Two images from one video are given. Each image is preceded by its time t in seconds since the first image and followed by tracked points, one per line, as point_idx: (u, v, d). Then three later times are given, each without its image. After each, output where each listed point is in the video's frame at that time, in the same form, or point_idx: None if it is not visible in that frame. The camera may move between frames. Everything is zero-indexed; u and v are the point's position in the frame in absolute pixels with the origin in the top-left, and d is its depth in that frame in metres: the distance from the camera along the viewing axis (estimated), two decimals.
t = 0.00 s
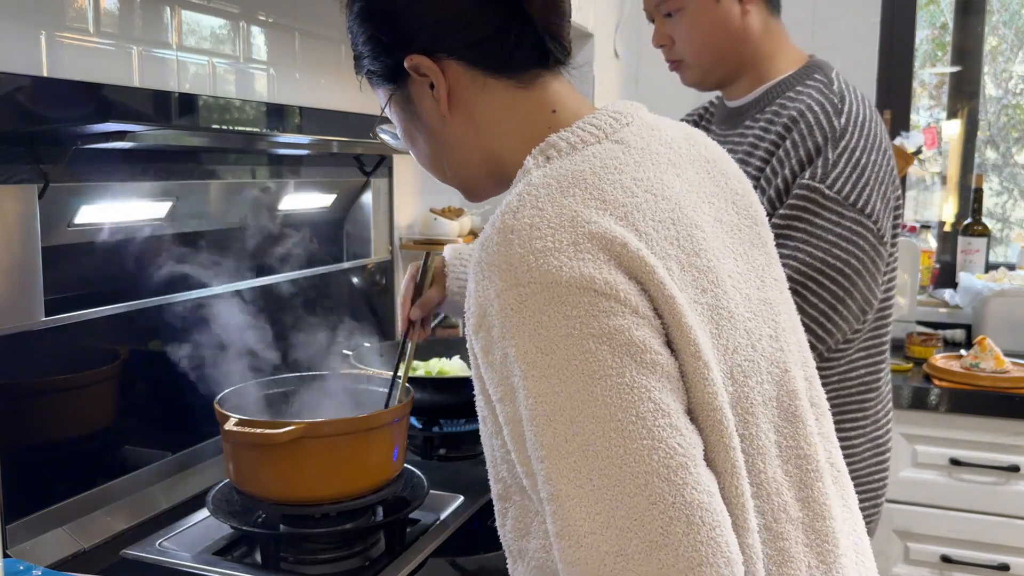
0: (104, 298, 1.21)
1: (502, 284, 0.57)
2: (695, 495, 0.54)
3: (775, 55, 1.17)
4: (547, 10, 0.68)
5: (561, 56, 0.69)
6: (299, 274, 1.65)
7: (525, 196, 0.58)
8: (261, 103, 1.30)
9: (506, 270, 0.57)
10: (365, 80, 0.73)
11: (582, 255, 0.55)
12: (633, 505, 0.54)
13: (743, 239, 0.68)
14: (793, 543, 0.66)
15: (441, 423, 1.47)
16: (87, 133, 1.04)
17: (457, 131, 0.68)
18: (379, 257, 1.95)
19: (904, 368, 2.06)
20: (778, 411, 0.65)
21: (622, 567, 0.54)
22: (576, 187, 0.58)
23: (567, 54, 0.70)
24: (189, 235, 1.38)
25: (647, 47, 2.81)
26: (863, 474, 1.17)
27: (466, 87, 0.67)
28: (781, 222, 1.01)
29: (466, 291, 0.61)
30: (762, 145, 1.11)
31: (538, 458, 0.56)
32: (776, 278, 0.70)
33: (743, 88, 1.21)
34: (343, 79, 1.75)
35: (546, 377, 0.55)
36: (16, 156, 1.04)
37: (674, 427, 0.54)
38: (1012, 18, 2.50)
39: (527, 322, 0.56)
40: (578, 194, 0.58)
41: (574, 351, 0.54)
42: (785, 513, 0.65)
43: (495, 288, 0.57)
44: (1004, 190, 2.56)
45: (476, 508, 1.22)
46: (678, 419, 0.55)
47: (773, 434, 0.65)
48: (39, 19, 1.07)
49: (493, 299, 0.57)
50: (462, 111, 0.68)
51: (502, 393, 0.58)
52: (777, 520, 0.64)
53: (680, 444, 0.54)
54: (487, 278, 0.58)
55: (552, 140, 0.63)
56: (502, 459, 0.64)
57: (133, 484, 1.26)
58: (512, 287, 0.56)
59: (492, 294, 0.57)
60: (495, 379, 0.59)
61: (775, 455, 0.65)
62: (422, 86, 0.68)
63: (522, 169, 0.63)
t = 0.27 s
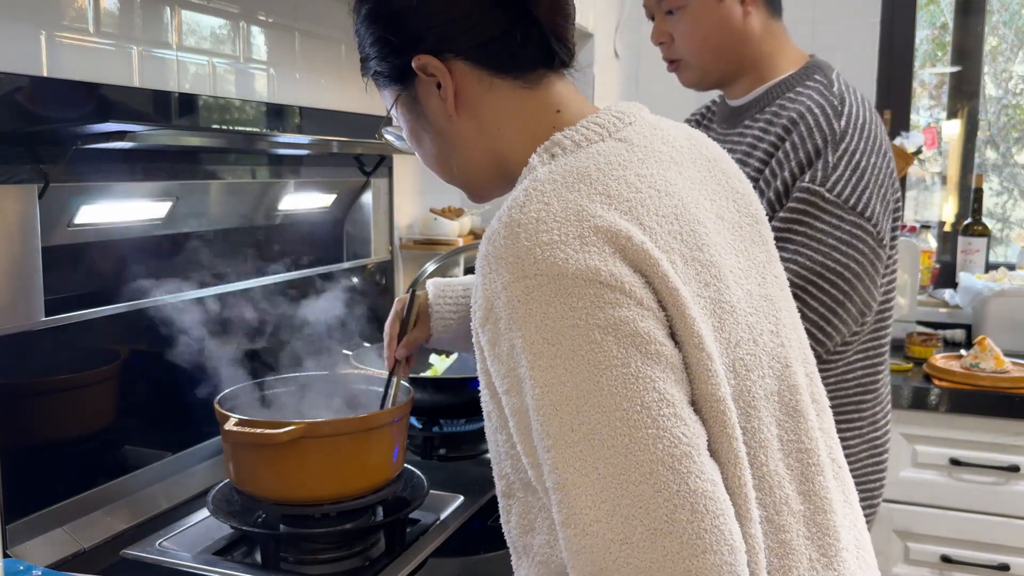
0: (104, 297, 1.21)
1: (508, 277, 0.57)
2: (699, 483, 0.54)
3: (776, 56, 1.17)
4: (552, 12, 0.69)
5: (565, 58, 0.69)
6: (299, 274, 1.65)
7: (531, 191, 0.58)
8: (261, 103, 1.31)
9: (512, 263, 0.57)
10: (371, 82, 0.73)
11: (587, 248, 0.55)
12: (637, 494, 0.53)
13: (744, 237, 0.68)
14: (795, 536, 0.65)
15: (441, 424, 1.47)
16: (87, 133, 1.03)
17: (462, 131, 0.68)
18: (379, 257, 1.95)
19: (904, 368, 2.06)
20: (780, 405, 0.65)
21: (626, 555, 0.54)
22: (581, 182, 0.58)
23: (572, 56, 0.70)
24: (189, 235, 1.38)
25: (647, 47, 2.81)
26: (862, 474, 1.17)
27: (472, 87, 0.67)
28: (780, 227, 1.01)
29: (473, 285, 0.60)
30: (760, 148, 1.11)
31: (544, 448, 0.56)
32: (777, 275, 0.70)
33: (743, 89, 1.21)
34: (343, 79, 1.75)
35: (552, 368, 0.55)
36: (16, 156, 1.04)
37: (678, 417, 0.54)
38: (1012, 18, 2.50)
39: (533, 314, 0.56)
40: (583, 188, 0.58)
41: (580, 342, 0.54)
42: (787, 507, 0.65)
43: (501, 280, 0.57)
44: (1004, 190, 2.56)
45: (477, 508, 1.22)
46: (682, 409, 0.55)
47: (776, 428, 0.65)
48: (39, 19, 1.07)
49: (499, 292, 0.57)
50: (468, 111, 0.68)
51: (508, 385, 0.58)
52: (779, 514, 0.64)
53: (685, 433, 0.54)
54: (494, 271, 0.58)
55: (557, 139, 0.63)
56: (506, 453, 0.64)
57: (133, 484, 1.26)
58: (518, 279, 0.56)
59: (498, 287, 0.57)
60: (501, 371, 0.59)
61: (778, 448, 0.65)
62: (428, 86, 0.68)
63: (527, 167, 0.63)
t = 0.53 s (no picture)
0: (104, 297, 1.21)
1: (507, 275, 0.57)
2: (696, 479, 0.54)
3: (770, 59, 1.18)
4: (551, 12, 0.69)
5: (565, 58, 0.69)
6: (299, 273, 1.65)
7: (531, 190, 0.58)
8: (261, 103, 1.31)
9: (511, 261, 0.57)
10: (372, 86, 0.73)
11: (586, 246, 0.55)
12: (635, 491, 0.54)
13: (743, 236, 0.68)
14: (796, 533, 0.65)
15: (441, 424, 1.47)
16: (87, 133, 1.04)
17: (464, 132, 0.68)
18: (379, 257, 1.95)
19: (904, 368, 2.06)
20: (780, 403, 0.65)
21: (623, 549, 0.55)
22: (580, 181, 0.58)
23: (571, 58, 0.70)
24: (188, 235, 1.38)
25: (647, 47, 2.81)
26: (862, 474, 1.17)
27: (473, 89, 0.67)
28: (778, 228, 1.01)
29: (473, 283, 0.60)
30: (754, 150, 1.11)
31: (543, 444, 0.56)
32: (776, 274, 0.70)
33: (735, 92, 1.22)
34: (343, 79, 1.75)
35: (551, 365, 0.55)
36: (16, 156, 1.03)
37: (675, 413, 0.54)
38: (1012, 18, 2.50)
39: (533, 312, 0.56)
40: (582, 187, 0.58)
41: (579, 340, 0.54)
42: (787, 504, 0.65)
43: (501, 278, 0.57)
44: (1004, 190, 2.56)
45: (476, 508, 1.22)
46: (680, 406, 0.55)
47: (776, 426, 0.65)
48: (40, 19, 1.07)
49: (499, 290, 0.57)
50: (469, 113, 0.68)
51: (508, 382, 0.58)
52: (779, 511, 0.64)
53: (682, 429, 0.54)
54: (493, 269, 0.58)
55: (557, 138, 0.63)
56: (507, 451, 0.64)
57: (134, 484, 1.26)
58: (518, 277, 0.56)
59: (498, 285, 0.57)
60: (501, 368, 0.59)
61: (778, 445, 0.65)
62: (430, 88, 0.68)
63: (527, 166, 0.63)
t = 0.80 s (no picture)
0: (104, 298, 1.21)
1: (506, 274, 0.57)
2: (694, 478, 0.54)
3: (775, 60, 1.17)
4: (552, 12, 0.69)
5: (565, 59, 0.69)
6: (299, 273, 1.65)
7: (530, 190, 0.58)
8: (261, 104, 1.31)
9: (510, 260, 0.57)
10: (374, 87, 0.73)
11: (584, 245, 0.55)
12: (635, 490, 0.54)
13: (743, 236, 0.68)
14: (796, 532, 0.65)
15: (441, 424, 1.47)
16: (87, 133, 1.04)
17: (464, 133, 0.68)
18: (378, 257, 1.95)
19: (903, 368, 2.06)
20: (780, 403, 0.65)
21: (620, 547, 0.55)
22: (579, 181, 0.58)
23: (571, 58, 0.70)
24: (188, 234, 1.38)
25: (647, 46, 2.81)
26: (862, 475, 1.17)
27: (473, 89, 0.67)
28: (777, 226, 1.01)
29: (472, 282, 0.61)
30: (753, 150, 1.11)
31: (542, 443, 0.56)
32: (776, 274, 0.70)
33: (739, 93, 1.21)
34: (343, 79, 1.75)
35: (549, 364, 0.55)
36: (15, 156, 1.03)
37: (673, 412, 0.54)
38: (1012, 18, 2.50)
39: (531, 311, 0.56)
40: (581, 187, 0.58)
41: (577, 339, 0.54)
42: (788, 504, 0.65)
43: (500, 277, 0.57)
44: (1004, 190, 2.56)
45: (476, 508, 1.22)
46: (677, 405, 0.55)
47: (776, 425, 0.65)
48: (40, 19, 1.07)
49: (498, 289, 0.57)
50: (470, 114, 0.68)
51: (507, 381, 0.58)
52: (779, 511, 0.64)
53: (679, 428, 0.54)
54: (492, 268, 0.58)
55: (557, 138, 0.63)
56: (508, 450, 0.64)
57: (134, 484, 1.26)
58: (516, 276, 0.56)
59: (497, 284, 0.57)
60: (500, 367, 0.59)
61: (778, 445, 0.65)
62: (430, 89, 0.68)
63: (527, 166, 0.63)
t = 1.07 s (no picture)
0: (104, 298, 1.21)
1: (502, 273, 0.57)
2: (688, 478, 0.54)
3: (776, 60, 1.17)
4: (551, 13, 0.69)
5: (564, 60, 0.69)
6: (299, 274, 1.65)
7: (527, 190, 0.58)
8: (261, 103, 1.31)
9: (506, 260, 0.57)
10: (375, 88, 0.73)
11: (580, 245, 0.55)
12: (634, 490, 0.54)
13: (742, 237, 0.68)
14: (796, 534, 0.65)
15: (441, 423, 1.47)
16: (87, 133, 1.04)
17: (464, 134, 0.68)
18: (379, 257, 1.95)
19: (903, 368, 2.06)
20: (778, 403, 0.65)
21: (615, 547, 0.55)
22: (576, 181, 0.58)
23: (571, 59, 0.71)
24: (188, 234, 1.38)
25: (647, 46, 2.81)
26: (863, 476, 1.17)
27: (473, 90, 0.67)
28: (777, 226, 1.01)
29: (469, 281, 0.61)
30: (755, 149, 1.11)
31: (537, 443, 0.56)
32: (775, 275, 0.70)
33: (740, 93, 1.21)
34: (343, 79, 1.75)
35: (544, 363, 0.55)
36: (15, 156, 1.03)
37: (667, 412, 0.54)
38: (1012, 18, 2.50)
39: (527, 310, 0.56)
40: (578, 187, 0.58)
41: (572, 339, 0.54)
42: (787, 505, 0.65)
43: (496, 277, 0.57)
44: (1004, 190, 2.56)
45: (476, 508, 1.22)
46: (672, 405, 0.55)
47: (775, 426, 0.65)
48: (40, 19, 1.07)
49: (495, 289, 0.57)
50: (469, 114, 0.68)
51: (504, 380, 0.58)
52: (778, 512, 0.64)
53: (674, 428, 0.54)
54: (489, 268, 0.58)
55: (555, 139, 0.63)
56: (507, 450, 0.64)
57: (134, 484, 1.26)
58: (512, 276, 0.56)
59: (493, 284, 0.57)
60: (497, 366, 0.59)
61: (777, 446, 0.65)
62: (430, 91, 0.68)
63: (526, 167, 0.63)
